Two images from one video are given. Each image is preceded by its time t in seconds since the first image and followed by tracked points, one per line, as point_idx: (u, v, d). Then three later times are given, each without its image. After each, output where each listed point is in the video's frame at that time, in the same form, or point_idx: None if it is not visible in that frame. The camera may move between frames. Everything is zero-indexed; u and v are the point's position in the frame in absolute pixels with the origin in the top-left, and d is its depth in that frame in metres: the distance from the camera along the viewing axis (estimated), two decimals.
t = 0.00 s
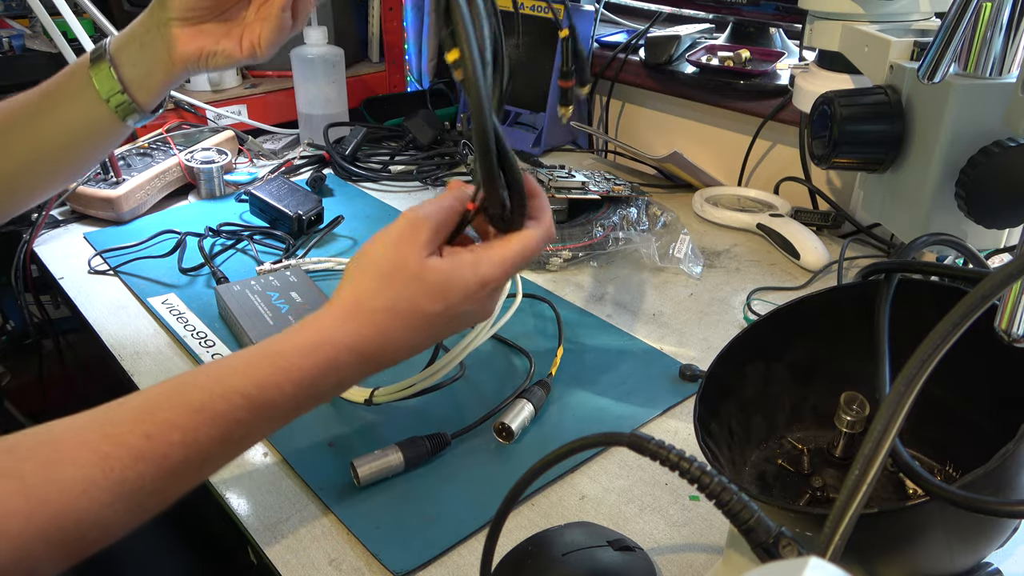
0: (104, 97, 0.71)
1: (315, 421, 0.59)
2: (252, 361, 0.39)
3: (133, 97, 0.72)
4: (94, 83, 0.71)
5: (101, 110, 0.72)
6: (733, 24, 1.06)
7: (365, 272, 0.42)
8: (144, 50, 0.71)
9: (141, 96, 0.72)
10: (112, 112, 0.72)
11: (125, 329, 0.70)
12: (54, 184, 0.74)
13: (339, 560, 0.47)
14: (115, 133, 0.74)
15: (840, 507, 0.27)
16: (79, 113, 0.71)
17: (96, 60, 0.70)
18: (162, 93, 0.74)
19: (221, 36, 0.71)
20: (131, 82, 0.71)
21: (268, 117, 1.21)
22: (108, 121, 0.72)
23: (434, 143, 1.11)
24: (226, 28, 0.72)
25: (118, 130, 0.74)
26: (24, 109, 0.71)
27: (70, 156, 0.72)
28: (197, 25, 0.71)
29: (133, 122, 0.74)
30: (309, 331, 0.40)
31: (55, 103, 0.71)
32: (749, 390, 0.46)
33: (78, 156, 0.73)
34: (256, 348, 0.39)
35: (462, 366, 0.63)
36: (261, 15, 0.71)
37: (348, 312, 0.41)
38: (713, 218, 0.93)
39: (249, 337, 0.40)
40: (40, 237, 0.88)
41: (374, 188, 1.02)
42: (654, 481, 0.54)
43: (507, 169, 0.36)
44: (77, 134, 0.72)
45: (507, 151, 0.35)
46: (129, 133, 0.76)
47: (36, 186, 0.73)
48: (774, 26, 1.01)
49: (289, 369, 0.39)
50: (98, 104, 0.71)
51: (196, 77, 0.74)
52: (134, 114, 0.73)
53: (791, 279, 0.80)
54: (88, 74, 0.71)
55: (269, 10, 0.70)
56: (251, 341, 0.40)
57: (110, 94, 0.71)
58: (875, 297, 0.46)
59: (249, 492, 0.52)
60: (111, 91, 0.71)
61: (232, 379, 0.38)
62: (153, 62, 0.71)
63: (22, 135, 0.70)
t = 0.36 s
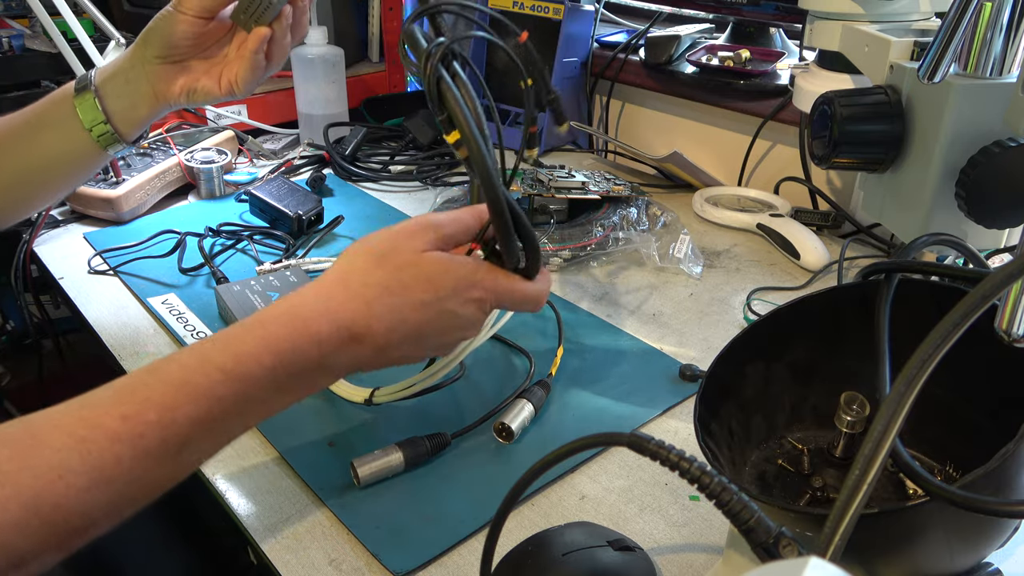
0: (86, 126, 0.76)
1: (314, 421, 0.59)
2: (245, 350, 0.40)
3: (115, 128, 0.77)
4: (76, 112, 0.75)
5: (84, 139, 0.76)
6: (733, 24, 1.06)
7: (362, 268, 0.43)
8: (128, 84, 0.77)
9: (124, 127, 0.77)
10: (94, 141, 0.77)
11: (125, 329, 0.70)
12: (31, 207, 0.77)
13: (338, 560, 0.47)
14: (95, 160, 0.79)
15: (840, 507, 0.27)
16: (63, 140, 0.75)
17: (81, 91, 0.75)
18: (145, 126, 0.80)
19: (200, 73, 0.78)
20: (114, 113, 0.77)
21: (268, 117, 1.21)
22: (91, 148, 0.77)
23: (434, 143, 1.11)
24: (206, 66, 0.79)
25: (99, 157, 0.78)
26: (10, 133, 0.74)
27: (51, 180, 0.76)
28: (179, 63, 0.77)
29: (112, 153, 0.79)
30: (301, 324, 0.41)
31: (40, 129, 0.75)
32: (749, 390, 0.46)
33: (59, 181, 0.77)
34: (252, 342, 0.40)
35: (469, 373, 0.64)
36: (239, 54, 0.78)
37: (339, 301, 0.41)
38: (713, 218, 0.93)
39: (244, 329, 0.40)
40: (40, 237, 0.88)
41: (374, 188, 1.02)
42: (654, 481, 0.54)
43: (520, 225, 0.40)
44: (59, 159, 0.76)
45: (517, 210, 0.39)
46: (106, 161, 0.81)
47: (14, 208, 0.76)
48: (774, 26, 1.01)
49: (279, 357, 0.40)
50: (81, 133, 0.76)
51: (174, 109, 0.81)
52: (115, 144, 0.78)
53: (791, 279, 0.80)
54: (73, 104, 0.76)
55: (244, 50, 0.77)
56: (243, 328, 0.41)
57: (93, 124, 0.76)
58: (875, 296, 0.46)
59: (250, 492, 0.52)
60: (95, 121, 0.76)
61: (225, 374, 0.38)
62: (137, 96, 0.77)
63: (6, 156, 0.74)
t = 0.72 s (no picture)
0: (82, 127, 0.76)
1: (314, 421, 0.59)
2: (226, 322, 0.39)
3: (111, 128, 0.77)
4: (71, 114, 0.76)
5: (80, 140, 0.76)
6: (733, 24, 1.06)
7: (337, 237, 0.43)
8: (124, 85, 0.78)
9: (119, 127, 0.78)
10: (90, 142, 0.76)
11: (125, 328, 0.70)
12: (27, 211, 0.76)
13: (339, 560, 0.47)
14: (91, 164, 0.78)
15: (840, 507, 0.27)
16: (59, 142, 0.75)
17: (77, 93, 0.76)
18: (140, 127, 0.80)
19: (196, 73, 0.80)
20: (109, 115, 0.77)
21: (268, 117, 1.21)
22: (87, 150, 0.77)
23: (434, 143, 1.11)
24: (201, 66, 0.80)
25: (95, 160, 0.78)
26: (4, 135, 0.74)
27: (46, 182, 0.75)
28: (175, 63, 0.79)
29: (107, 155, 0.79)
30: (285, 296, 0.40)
31: (35, 131, 0.75)
32: (749, 390, 0.46)
33: (54, 185, 0.76)
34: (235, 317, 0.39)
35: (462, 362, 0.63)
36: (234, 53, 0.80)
37: (327, 274, 0.41)
38: (713, 218, 0.93)
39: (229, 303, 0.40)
40: (40, 237, 0.88)
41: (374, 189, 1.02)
42: (654, 481, 0.54)
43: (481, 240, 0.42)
44: (55, 161, 0.75)
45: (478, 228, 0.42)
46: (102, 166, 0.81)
47: (8, 212, 0.75)
48: (774, 26, 1.01)
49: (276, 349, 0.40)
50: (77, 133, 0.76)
51: (168, 111, 0.81)
52: (111, 146, 0.78)
53: (791, 279, 0.80)
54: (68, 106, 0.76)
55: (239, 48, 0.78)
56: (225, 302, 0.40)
57: (88, 124, 0.76)
58: (875, 296, 0.46)
59: (250, 493, 0.52)
60: (90, 122, 0.76)
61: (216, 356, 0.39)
62: (132, 96, 0.78)
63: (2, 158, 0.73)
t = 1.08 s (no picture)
0: (81, 133, 0.76)
1: (314, 421, 0.59)
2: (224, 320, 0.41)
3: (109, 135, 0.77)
4: (71, 120, 0.76)
5: (79, 147, 0.76)
6: (733, 24, 1.06)
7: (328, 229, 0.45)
8: (124, 90, 0.78)
9: (118, 134, 0.78)
10: (89, 148, 0.76)
11: (125, 328, 0.70)
12: (26, 217, 0.76)
13: (339, 560, 0.47)
14: (89, 170, 0.78)
15: (840, 507, 0.27)
16: (58, 148, 0.75)
17: (76, 99, 0.76)
18: (139, 132, 0.80)
19: (196, 80, 0.80)
20: (107, 121, 0.77)
21: (268, 117, 1.21)
22: (86, 157, 0.77)
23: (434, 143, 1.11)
24: (202, 73, 0.80)
25: (93, 167, 0.78)
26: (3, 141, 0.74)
27: (45, 189, 0.75)
28: (175, 69, 0.78)
29: (106, 161, 0.79)
30: (279, 292, 0.42)
31: (35, 137, 0.75)
32: (749, 390, 0.46)
33: (51, 192, 0.76)
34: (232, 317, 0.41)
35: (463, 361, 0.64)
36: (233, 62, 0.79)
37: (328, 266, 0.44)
38: (713, 218, 0.93)
39: (225, 302, 0.41)
40: (40, 237, 0.88)
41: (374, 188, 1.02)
42: (654, 481, 0.54)
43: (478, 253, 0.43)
44: (55, 168, 0.75)
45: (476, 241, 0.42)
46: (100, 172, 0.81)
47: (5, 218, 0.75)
48: (774, 26, 1.01)
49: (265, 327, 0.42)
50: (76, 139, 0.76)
51: (167, 118, 0.81)
52: (109, 152, 0.78)
53: (791, 279, 0.80)
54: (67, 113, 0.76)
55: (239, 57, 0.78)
56: (221, 299, 0.42)
57: (87, 130, 0.76)
58: (875, 296, 0.46)
59: (250, 493, 0.52)
60: (89, 128, 0.76)
61: (216, 351, 0.40)
62: (131, 102, 0.78)
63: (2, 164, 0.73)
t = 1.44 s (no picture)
0: (81, 150, 0.76)
1: (314, 421, 0.59)
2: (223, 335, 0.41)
3: (109, 152, 0.77)
4: (71, 133, 0.75)
5: (79, 162, 0.76)
6: (733, 24, 1.06)
7: (326, 244, 0.44)
8: (126, 110, 0.76)
9: (119, 152, 0.77)
10: (87, 163, 0.77)
11: (125, 328, 0.70)
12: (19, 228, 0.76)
13: (339, 560, 0.47)
14: (86, 184, 0.78)
15: (840, 506, 0.27)
16: (57, 161, 0.75)
17: (77, 114, 0.75)
18: (141, 149, 0.79)
19: (202, 107, 0.78)
20: (108, 138, 0.76)
21: (268, 116, 1.21)
22: (84, 171, 0.77)
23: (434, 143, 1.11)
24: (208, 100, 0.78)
25: (90, 181, 0.78)
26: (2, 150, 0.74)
27: (42, 201, 0.75)
28: (181, 95, 0.77)
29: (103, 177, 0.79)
30: (278, 308, 0.43)
31: (34, 149, 0.75)
32: (749, 390, 0.46)
33: (47, 204, 0.76)
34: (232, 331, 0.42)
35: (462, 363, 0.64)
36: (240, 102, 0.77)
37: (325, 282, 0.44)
38: (713, 218, 0.93)
39: (224, 314, 0.42)
40: (40, 237, 0.88)
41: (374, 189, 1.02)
42: (654, 481, 0.54)
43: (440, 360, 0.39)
44: (53, 180, 0.75)
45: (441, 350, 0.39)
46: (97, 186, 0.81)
47: None
48: (774, 26, 1.01)
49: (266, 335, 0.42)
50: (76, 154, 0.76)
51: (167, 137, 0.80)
52: (108, 167, 0.78)
53: (791, 279, 0.80)
54: (68, 126, 0.75)
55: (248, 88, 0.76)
56: (221, 311, 0.42)
57: (87, 147, 0.75)
58: (875, 296, 0.46)
59: (251, 492, 0.52)
60: (90, 146, 0.75)
61: (216, 362, 0.41)
62: (132, 121, 0.77)
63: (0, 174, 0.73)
